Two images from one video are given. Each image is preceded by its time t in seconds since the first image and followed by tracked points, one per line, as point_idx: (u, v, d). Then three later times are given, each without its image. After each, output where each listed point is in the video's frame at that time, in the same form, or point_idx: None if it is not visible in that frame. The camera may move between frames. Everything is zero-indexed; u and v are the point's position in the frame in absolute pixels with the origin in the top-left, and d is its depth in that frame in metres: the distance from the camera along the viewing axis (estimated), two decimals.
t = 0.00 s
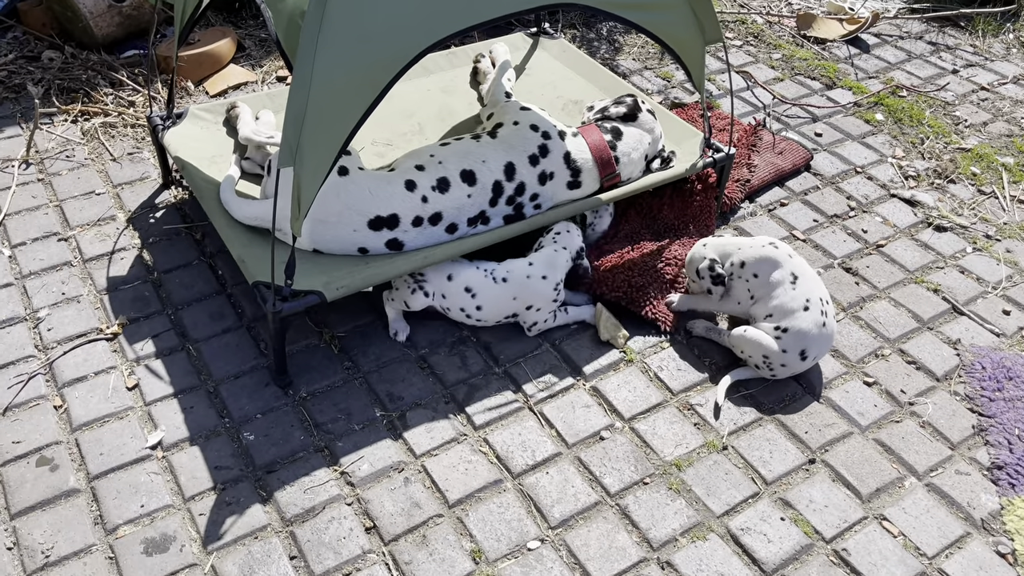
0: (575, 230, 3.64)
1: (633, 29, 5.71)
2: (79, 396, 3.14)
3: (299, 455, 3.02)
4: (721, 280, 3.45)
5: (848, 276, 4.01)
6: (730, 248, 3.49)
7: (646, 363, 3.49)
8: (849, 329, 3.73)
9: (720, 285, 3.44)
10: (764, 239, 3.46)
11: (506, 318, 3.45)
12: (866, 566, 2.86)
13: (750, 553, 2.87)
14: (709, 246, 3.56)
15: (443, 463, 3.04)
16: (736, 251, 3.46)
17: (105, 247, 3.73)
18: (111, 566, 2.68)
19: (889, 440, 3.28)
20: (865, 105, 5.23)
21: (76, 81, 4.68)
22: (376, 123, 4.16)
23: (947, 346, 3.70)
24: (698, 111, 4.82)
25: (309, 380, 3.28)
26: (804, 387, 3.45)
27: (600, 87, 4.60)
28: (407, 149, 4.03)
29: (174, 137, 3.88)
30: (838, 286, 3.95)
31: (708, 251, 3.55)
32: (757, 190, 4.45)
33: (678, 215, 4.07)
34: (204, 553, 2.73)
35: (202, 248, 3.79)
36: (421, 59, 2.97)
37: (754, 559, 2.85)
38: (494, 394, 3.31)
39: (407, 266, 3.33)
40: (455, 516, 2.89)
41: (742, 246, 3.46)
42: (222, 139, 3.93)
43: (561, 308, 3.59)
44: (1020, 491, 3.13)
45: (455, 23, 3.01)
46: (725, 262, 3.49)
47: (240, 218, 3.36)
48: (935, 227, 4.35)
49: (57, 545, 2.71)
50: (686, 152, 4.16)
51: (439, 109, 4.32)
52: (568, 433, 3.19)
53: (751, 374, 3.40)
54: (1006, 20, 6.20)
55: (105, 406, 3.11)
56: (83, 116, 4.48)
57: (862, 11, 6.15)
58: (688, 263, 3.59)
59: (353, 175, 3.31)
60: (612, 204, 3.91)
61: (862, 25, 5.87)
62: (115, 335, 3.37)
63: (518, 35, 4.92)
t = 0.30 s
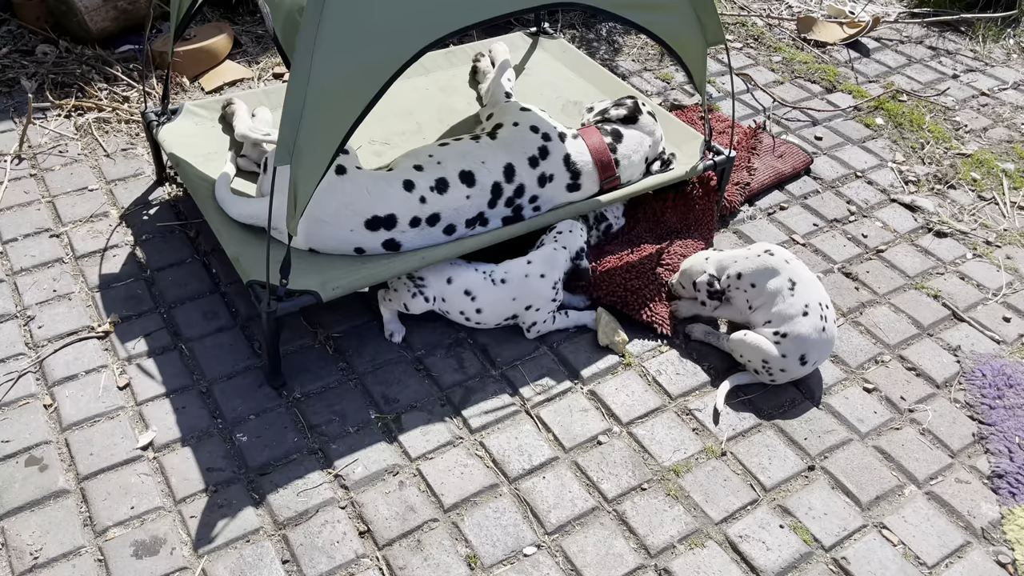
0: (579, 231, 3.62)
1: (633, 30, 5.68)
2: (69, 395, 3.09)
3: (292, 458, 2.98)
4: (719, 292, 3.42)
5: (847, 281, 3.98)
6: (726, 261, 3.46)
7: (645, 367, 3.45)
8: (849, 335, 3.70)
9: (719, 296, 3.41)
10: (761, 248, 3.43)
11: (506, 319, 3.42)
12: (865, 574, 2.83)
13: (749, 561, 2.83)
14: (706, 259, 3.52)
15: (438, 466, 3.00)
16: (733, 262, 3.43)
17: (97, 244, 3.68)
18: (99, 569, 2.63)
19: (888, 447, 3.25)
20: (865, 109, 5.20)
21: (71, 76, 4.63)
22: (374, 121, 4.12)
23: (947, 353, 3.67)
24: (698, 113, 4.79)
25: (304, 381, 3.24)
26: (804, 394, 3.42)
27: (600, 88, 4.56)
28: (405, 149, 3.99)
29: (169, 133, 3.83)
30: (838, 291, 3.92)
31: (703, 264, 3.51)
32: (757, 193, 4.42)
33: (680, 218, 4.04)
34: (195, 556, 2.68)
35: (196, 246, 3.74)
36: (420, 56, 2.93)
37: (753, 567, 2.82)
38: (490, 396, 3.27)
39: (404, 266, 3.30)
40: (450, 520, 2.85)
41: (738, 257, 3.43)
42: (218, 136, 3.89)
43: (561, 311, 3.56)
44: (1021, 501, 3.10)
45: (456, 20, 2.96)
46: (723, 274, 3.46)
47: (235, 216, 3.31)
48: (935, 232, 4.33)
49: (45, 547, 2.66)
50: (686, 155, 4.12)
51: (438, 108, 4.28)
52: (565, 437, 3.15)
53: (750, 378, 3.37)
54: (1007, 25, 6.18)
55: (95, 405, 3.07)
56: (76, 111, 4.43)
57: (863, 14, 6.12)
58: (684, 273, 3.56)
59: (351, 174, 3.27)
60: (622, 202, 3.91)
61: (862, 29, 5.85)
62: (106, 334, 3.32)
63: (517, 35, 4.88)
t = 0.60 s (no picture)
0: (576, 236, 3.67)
1: (633, 34, 5.68)
2: (66, 396, 3.08)
3: (290, 461, 2.96)
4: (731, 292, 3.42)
5: (847, 288, 3.98)
6: (744, 265, 3.45)
7: (644, 372, 3.45)
8: (848, 342, 3.70)
9: (731, 297, 3.41)
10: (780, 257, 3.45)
11: (505, 320, 3.41)
12: None
13: (748, 568, 2.83)
14: (718, 258, 3.51)
15: (437, 471, 2.99)
16: (749, 267, 3.43)
17: (95, 244, 3.67)
18: (96, 572, 2.61)
19: (888, 455, 3.24)
20: (864, 116, 5.21)
21: (69, 75, 4.61)
22: (374, 123, 4.11)
23: (946, 361, 3.67)
24: (698, 118, 4.79)
25: (302, 383, 3.22)
26: (804, 401, 3.42)
27: (600, 91, 4.56)
28: (405, 151, 3.98)
29: (168, 134, 3.81)
30: (837, 297, 3.92)
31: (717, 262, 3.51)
32: (757, 198, 4.42)
33: (682, 224, 4.03)
34: (192, 560, 2.67)
35: (195, 247, 3.72)
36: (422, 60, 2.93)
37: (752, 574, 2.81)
38: (489, 401, 3.26)
39: (402, 267, 3.29)
40: (449, 526, 2.84)
41: (757, 263, 3.44)
42: (217, 137, 3.87)
43: (560, 316, 3.55)
44: (1019, 509, 3.10)
45: (458, 23, 2.96)
46: (738, 278, 3.45)
47: (234, 218, 3.30)
48: (934, 239, 4.33)
49: (41, 550, 2.64)
50: (686, 159, 4.12)
51: (438, 111, 4.27)
52: (564, 442, 3.14)
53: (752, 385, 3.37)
54: (1005, 33, 6.19)
55: (92, 407, 3.05)
56: (74, 110, 4.41)
57: (862, 20, 6.13)
58: (696, 272, 3.55)
59: (351, 176, 3.26)
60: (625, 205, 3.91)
61: (862, 35, 5.85)
62: (104, 335, 3.30)
63: (518, 38, 4.87)
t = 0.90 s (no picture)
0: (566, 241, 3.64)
1: (630, 37, 5.67)
2: (59, 398, 3.06)
3: (284, 465, 2.95)
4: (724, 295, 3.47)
5: (843, 293, 3.98)
6: (739, 267, 3.48)
7: (640, 377, 3.44)
8: (844, 347, 3.70)
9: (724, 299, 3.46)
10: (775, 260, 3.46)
11: (498, 320, 3.40)
12: None
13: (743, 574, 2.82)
14: (720, 261, 3.54)
15: (432, 475, 2.98)
16: (744, 271, 3.46)
17: (89, 245, 3.65)
18: None
19: (883, 461, 3.24)
20: (861, 120, 5.21)
21: (63, 75, 4.59)
22: (370, 125, 4.10)
23: (941, 366, 3.67)
24: (695, 121, 4.78)
25: (297, 387, 3.21)
26: (799, 406, 3.41)
27: (597, 95, 4.55)
28: (401, 154, 3.97)
29: (163, 135, 3.80)
30: (833, 302, 3.92)
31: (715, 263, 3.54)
32: (753, 203, 4.42)
33: (679, 228, 4.03)
34: (185, 564, 2.65)
35: (189, 249, 3.71)
36: (420, 62, 2.92)
37: None
38: (485, 405, 3.25)
39: (399, 270, 3.28)
40: (443, 531, 2.83)
41: (751, 266, 3.46)
42: (213, 138, 3.86)
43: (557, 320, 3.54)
44: (1014, 516, 3.10)
45: (456, 24, 2.95)
46: (732, 282, 3.49)
47: (229, 220, 3.29)
48: (929, 245, 4.34)
49: (32, 553, 2.63)
50: (683, 163, 4.12)
51: (435, 114, 4.26)
52: (560, 446, 3.13)
53: (749, 390, 3.36)
54: (1001, 38, 6.21)
55: (85, 410, 3.03)
56: (69, 110, 4.39)
57: (859, 25, 6.14)
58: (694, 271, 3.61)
59: (347, 179, 3.25)
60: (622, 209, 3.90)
61: (858, 39, 5.86)
62: (97, 337, 3.28)
63: (515, 41, 4.86)
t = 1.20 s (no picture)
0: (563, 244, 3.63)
1: (623, 37, 5.67)
2: (46, 399, 3.04)
3: (274, 465, 2.94)
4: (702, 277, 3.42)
5: (834, 293, 3.99)
6: (716, 253, 3.44)
7: (631, 377, 3.44)
8: (835, 347, 3.70)
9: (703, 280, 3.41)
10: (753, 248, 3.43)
11: (485, 321, 3.39)
12: None
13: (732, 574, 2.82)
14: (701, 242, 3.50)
15: (422, 476, 2.97)
16: (724, 258, 3.42)
17: (78, 245, 3.63)
18: None
19: (873, 461, 3.25)
20: (852, 121, 5.22)
21: (53, 73, 4.57)
22: (361, 125, 4.08)
23: (931, 366, 3.68)
24: (687, 121, 4.78)
25: (287, 387, 3.20)
26: (790, 406, 3.42)
27: (589, 95, 4.55)
28: (392, 153, 3.96)
29: (153, 133, 3.78)
30: (824, 302, 3.92)
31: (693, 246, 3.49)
32: (745, 203, 4.42)
33: (670, 228, 4.04)
34: (173, 565, 2.64)
35: (179, 248, 3.69)
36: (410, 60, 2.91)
37: None
38: (475, 405, 3.24)
39: (389, 269, 3.27)
40: (433, 531, 2.82)
41: (731, 251, 3.43)
42: (203, 137, 3.84)
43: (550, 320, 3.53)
44: (1003, 516, 3.11)
45: (447, 25, 2.95)
46: (712, 265, 3.45)
47: (219, 219, 3.28)
48: (920, 245, 4.35)
49: (19, 554, 2.61)
50: (674, 164, 4.12)
51: (427, 113, 4.25)
52: (550, 447, 3.13)
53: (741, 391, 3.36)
54: (993, 39, 6.23)
55: (73, 410, 3.01)
56: (59, 109, 4.37)
57: (851, 26, 6.15)
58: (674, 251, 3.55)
59: (338, 178, 3.24)
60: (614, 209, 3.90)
61: (850, 40, 5.87)
62: (86, 336, 3.27)
63: (507, 40, 4.85)
